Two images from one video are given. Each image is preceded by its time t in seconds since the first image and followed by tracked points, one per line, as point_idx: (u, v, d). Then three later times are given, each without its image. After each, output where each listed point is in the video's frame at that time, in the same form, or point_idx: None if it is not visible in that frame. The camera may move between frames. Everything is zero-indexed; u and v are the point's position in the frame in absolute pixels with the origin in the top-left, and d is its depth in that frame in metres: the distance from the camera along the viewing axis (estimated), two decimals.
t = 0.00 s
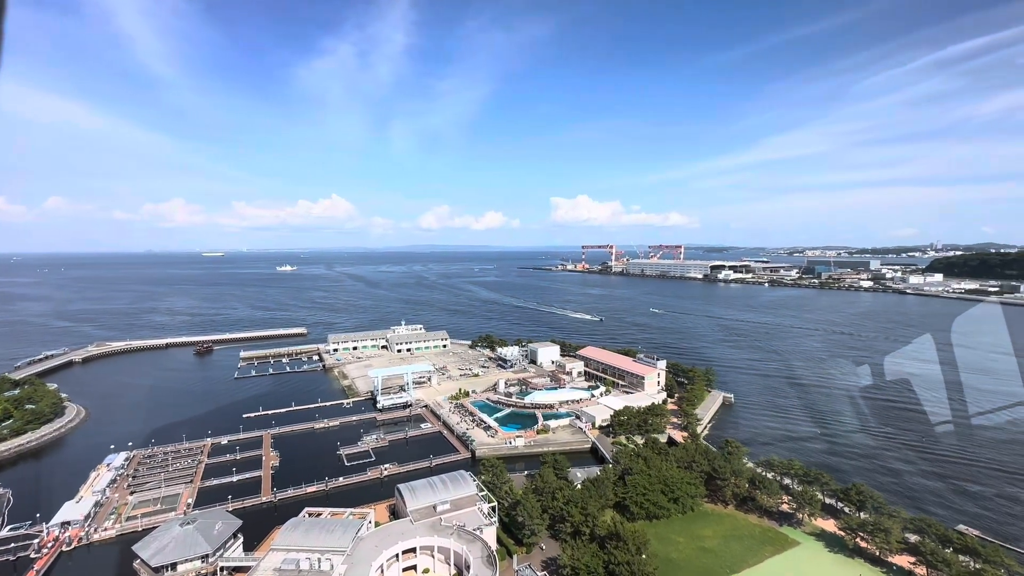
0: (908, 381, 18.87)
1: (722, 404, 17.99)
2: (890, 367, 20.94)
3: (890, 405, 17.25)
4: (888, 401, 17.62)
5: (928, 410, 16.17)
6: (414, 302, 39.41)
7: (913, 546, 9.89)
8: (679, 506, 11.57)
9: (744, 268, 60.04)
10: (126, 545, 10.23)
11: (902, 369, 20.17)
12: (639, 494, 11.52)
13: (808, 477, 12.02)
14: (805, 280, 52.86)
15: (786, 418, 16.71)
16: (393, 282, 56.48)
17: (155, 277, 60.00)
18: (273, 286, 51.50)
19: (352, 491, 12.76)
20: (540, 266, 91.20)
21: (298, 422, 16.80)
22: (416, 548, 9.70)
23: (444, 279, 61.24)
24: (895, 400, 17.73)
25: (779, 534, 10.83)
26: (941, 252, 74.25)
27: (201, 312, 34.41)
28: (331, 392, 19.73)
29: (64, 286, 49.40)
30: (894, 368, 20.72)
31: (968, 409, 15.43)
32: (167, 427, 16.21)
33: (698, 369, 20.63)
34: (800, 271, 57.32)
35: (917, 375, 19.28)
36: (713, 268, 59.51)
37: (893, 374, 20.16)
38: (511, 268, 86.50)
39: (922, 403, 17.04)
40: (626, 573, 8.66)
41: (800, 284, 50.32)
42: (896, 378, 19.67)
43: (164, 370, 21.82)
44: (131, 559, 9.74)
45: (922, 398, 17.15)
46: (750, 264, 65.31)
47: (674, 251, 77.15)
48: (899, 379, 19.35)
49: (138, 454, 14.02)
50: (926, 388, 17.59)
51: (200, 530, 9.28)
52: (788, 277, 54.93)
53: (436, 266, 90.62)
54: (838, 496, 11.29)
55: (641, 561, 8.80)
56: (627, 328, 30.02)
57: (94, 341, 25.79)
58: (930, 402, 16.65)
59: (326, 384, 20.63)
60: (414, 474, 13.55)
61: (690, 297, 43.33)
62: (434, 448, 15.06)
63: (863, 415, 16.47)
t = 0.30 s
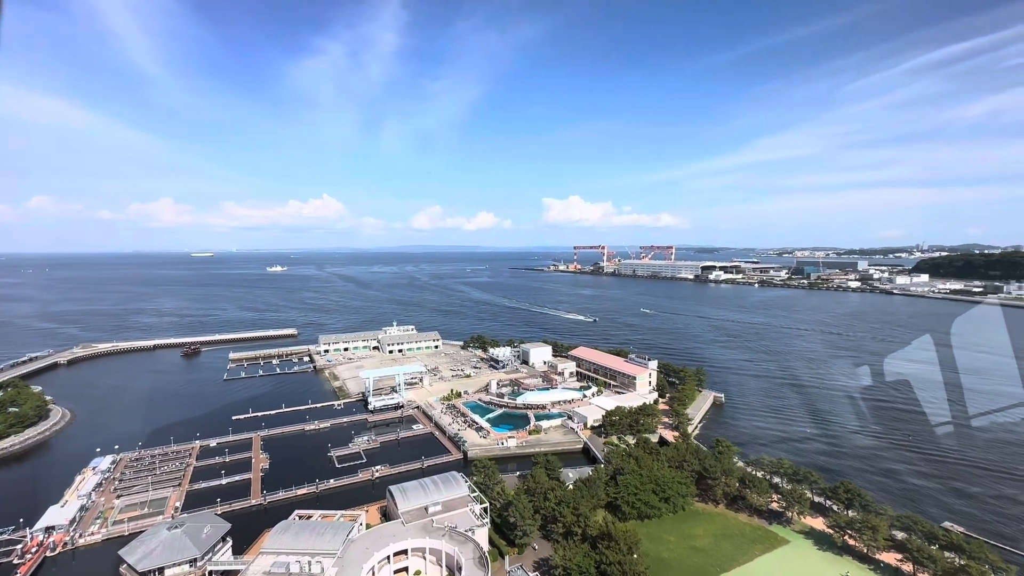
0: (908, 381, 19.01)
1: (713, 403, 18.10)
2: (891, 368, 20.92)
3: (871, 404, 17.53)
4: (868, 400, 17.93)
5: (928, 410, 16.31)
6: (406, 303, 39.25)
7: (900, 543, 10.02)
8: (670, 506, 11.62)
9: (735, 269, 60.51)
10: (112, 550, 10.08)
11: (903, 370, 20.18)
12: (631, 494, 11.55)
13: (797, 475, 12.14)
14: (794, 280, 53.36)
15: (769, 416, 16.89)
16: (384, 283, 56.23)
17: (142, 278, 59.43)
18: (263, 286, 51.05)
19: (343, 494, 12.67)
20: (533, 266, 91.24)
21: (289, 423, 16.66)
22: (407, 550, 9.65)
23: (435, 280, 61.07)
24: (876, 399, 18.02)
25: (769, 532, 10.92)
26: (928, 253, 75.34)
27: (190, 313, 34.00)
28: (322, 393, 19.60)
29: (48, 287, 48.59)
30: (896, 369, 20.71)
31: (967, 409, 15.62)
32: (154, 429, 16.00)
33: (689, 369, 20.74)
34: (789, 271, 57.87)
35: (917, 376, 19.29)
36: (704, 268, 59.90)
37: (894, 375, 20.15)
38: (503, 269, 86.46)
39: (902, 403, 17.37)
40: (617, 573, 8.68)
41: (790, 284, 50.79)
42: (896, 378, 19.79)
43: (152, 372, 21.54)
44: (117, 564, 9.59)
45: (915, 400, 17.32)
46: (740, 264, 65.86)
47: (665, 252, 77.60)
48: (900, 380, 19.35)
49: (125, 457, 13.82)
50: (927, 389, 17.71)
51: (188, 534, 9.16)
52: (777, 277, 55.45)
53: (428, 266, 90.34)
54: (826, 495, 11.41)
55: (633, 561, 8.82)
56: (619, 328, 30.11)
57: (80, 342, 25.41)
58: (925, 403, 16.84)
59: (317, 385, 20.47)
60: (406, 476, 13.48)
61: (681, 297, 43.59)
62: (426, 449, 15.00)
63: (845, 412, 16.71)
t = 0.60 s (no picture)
0: (906, 382, 19.11)
1: (703, 403, 18.24)
2: (889, 370, 20.97)
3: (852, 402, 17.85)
4: (850, 398, 18.28)
5: (926, 411, 16.42)
6: (396, 304, 39.04)
7: (886, 540, 10.17)
8: (661, 505, 11.68)
9: (724, 269, 61.04)
10: (96, 556, 9.90)
11: (901, 371, 20.25)
12: (622, 493, 11.59)
13: (786, 474, 12.28)
14: (783, 281, 53.96)
15: (756, 415, 17.08)
16: (375, 283, 55.88)
17: (130, 279, 58.94)
18: (251, 287, 50.46)
19: (333, 496, 12.58)
20: (524, 266, 91.32)
21: (278, 425, 16.51)
22: (398, 552, 9.60)
23: (426, 280, 60.92)
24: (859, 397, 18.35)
25: (758, 530, 11.02)
26: (912, 254, 76.62)
27: (176, 314, 33.51)
28: (312, 394, 19.45)
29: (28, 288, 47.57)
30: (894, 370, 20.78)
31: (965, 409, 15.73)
32: (140, 433, 15.76)
33: (679, 369, 20.88)
34: (778, 271, 58.49)
35: (915, 377, 19.36)
36: (694, 269, 60.32)
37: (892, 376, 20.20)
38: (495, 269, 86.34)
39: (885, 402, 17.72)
40: (608, 573, 8.71)
41: (779, 284, 51.37)
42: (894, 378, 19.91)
43: (137, 374, 21.21)
44: (101, 570, 9.43)
45: (901, 400, 17.62)
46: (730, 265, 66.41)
47: (655, 253, 78.06)
48: (899, 381, 19.36)
49: (110, 460, 13.60)
50: (925, 390, 17.82)
51: (175, 539, 9.01)
52: (766, 278, 56.05)
53: (419, 266, 89.96)
54: (815, 493, 11.53)
55: (624, 560, 8.85)
56: (610, 329, 30.20)
57: (64, 344, 25.00)
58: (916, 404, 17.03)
59: (307, 387, 20.31)
60: (396, 477, 13.42)
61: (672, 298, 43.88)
62: (417, 450, 14.94)
63: (831, 412, 16.94)
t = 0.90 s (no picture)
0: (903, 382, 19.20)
1: (691, 403, 18.39)
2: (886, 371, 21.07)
3: (838, 400, 18.14)
4: (839, 397, 18.49)
5: (923, 410, 16.47)
6: (386, 305, 38.83)
7: (871, 536, 10.33)
8: (651, 504, 11.74)
9: (712, 270, 61.65)
10: (78, 562, 9.72)
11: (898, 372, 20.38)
12: (612, 493, 11.63)
13: (773, 472, 12.43)
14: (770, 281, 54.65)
15: (745, 415, 17.24)
16: (364, 284, 55.55)
17: (118, 280, 58.36)
18: (238, 288, 49.86)
19: (322, 498, 12.48)
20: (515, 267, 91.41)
21: (266, 428, 16.33)
22: (388, 555, 9.53)
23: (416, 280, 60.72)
24: (846, 396, 18.61)
25: (746, 528, 11.13)
26: (895, 254, 78.36)
27: (161, 315, 33.03)
28: (300, 396, 19.28)
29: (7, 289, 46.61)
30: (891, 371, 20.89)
31: (963, 411, 15.82)
32: (124, 436, 15.52)
33: (668, 368, 21.03)
34: (765, 272, 59.20)
35: (912, 378, 19.46)
36: (683, 269, 60.82)
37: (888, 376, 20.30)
38: (485, 269, 86.23)
39: (868, 401, 18.09)
40: (598, 572, 8.73)
41: (766, 284, 52.01)
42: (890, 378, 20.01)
43: (121, 377, 20.88)
44: None
45: (885, 399, 17.93)
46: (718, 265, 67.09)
47: (644, 253, 78.56)
48: (896, 381, 19.44)
49: (92, 465, 13.34)
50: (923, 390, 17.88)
51: (159, 544, 8.85)
52: (754, 278, 56.69)
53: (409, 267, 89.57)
54: (801, 490, 11.67)
55: (614, 560, 8.87)
56: (600, 329, 30.32)
57: (45, 346, 24.49)
58: (904, 404, 17.26)
59: (295, 389, 20.12)
60: (386, 479, 13.34)
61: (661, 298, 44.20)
62: (407, 452, 14.86)
63: (818, 411, 17.16)
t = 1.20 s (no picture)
0: (897, 382, 19.48)
1: (679, 402, 18.54)
2: (880, 369, 21.35)
3: (829, 400, 18.32)
4: (827, 396, 18.75)
5: (917, 410, 16.72)
6: (374, 305, 38.57)
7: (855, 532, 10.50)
8: (639, 503, 11.81)
9: (700, 270, 62.28)
10: (56, 569, 9.49)
11: (894, 372, 20.65)
12: (600, 493, 11.67)
13: (759, 470, 12.55)
14: (756, 281, 55.33)
15: (732, 414, 17.43)
16: (352, 285, 55.11)
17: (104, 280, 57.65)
18: (223, 289, 49.15)
19: (309, 501, 12.35)
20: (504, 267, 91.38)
21: (252, 431, 16.13)
22: (376, 557, 9.45)
23: (404, 281, 60.45)
24: (837, 395, 18.80)
25: (733, 526, 11.25)
26: (876, 255, 80.31)
27: (143, 317, 32.43)
28: (288, 398, 19.09)
29: None
30: (886, 369, 21.17)
31: (957, 411, 16.09)
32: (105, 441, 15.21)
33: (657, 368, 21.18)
34: (752, 272, 59.99)
35: (907, 378, 19.73)
36: (671, 269, 61.33)
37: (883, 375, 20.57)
38: (475, 270, 86.11)
39: (856, 401, 18.33)
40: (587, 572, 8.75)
41: (752, 284, 52.62)
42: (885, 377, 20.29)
43: (102, 380, 20.48)
44: None
45: (872, 399, 18.24)
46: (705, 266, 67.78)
47: (633, 254, 79.05)
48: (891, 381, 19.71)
49: (72, 470, 13.05)
50: (917, 391, 18.15)
51: (142, 549, 8.68)
52: (740, 278, 57.36)
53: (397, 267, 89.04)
54: (787, 488, 11.80)
55: (603, 559, 8.90)
56: (589, 329, 30.43)
57: (22, 349, 23.90)
58: (891, 404, 17.55)
59: (282, 391, 19.91)
60: (375, 481, 13.24)
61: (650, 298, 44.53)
62: (396, 453, 14.78)
63: (803, 410, 17.39)
